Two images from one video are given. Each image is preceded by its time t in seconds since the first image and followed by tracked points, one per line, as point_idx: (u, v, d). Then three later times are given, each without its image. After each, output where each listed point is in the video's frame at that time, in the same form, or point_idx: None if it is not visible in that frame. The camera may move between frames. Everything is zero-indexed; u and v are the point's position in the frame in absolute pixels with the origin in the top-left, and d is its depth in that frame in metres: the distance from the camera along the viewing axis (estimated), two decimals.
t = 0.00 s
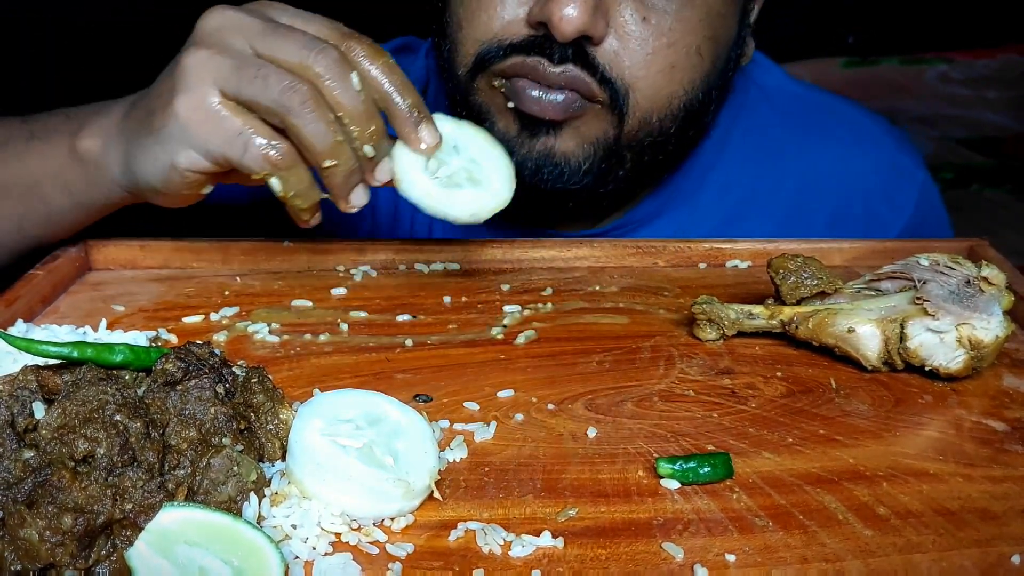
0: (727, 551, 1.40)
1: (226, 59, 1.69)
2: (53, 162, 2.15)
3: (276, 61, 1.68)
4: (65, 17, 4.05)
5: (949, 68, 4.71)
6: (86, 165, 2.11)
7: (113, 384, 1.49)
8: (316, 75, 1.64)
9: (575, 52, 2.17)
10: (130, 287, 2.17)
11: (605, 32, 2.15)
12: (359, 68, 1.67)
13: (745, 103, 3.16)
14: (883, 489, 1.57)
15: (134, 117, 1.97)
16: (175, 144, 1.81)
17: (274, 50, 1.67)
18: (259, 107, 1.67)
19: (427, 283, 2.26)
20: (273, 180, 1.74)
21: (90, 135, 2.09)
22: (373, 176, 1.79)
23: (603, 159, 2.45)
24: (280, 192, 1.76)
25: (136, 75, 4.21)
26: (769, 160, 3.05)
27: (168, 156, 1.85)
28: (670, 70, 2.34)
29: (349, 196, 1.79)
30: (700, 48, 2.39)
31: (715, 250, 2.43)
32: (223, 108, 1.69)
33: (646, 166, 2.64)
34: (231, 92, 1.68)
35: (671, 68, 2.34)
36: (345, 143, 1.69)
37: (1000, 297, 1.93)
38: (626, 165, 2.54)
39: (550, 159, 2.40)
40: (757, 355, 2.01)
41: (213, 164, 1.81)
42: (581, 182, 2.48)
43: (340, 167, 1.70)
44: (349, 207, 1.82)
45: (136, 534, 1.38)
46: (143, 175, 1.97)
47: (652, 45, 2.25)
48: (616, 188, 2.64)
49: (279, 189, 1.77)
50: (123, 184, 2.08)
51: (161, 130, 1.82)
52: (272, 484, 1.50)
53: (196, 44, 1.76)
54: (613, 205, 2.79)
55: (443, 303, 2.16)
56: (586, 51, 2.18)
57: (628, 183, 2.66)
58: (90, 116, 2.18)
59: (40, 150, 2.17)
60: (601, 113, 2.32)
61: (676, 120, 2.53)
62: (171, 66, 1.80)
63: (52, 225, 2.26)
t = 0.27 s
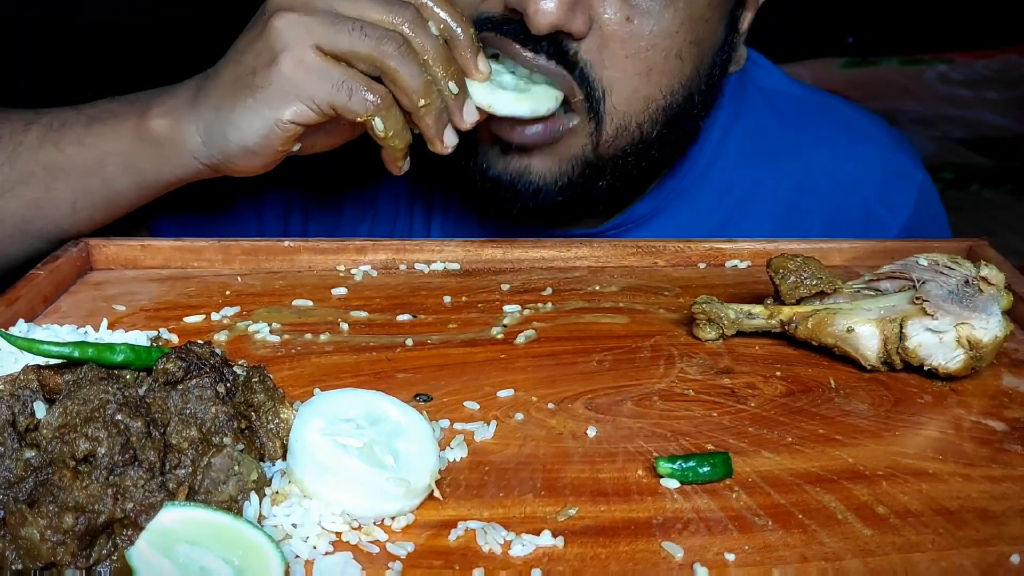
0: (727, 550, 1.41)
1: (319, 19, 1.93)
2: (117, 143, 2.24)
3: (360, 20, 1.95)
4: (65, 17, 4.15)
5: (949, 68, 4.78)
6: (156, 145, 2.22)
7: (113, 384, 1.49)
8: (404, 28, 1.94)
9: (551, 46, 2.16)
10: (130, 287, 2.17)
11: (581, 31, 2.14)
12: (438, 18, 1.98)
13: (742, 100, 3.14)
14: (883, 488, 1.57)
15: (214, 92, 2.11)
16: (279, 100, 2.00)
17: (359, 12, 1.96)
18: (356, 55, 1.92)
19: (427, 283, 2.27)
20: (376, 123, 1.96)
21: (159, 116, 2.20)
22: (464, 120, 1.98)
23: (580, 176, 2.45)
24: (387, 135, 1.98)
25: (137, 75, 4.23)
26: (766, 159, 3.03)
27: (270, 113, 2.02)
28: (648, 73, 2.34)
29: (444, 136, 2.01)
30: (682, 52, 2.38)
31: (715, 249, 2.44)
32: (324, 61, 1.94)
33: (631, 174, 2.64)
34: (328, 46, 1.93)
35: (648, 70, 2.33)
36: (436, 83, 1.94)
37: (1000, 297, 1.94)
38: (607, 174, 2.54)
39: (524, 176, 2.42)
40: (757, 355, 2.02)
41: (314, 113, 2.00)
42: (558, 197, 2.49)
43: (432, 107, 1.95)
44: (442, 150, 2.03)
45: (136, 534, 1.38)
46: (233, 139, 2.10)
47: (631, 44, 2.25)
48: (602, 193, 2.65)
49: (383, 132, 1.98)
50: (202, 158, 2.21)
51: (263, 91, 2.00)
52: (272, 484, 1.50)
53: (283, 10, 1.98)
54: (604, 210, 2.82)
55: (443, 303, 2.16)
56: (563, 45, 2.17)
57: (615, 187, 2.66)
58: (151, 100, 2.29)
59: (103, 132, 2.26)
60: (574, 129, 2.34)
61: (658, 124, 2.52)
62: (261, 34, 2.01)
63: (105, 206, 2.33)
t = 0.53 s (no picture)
0: (727, 550, 1.41)
1: (287, 44, 1.87)
2: (101, 158, 2.23)
3: (332, 41, 1.88)
4: (65, 17, 4.17)
5: (949, 67, 4.83)
6: (139, 162, 2.20)
7: (113, 384, 1.49)
8: (376, 50, 1.87)
9: (548, 34, 2.17)
10: (130, 287, 2.17)
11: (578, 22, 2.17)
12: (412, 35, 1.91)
13: (741, 100, 3.14)
14: (883, 488, 1.57)
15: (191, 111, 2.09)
16: (251, 131, 1.99)
17: (330, 31, 1.88)
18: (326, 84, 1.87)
19: (426, 283, 2.27)
20: (352, 149, 1.93)
21: (140, 133, 2.19)
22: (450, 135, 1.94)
23: (574, 150, 2.39)
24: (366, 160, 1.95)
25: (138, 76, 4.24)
26: (765, 158, 3.03)
27: (242, 144, 2.02)
28: (647, 62, 2.34)
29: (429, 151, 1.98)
30: (677, 44, 2.39)
31: (715, 250, 2.44)
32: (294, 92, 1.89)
33: (625, 160, 2.59)
34: (297, 74, 1.87)
35: (646, 59, 2.33)
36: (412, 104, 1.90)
37: (1000, 296, 1.94)
38: (600, 155, 2.48)
39: (516, 140, 2.36)
40: (756, 355, 2.02)
41: (286, 143, 1.98)
42: (550, 168, 2.43)
43: (412, 127, 1.91)
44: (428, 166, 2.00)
45: (136, 534, 1.38)
46: (215, 165, 2.11)
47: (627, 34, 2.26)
48: (595, 177, 2.59)
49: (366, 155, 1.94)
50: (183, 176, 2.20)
51: (235, 122, 1.99)
52: (272, 484, 1.50)
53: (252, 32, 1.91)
54: (599, 191, 2.75)
55: (443, 303, 2.16)
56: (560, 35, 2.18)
57: (608, 173, 2.61)
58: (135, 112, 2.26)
59: (88, 148, 2.24)
60: (573, 99, 2.29)
61: (653, 112, 2.49)
62: (231, 59, 1.96)
63: (95, 217, 2.33)
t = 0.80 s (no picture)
0: (727, 550, 1.41)
1: (335, 59, 1.88)
2: (125, 159, 2.22)
3: (375, 53, 1.89)
4: (65, 18, 4.18)
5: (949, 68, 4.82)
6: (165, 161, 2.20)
7: (113, 384, 1.49)
8: (423, 62, 1.90)
9: (530, 27, 2.13)
10: (130, 287, 2.17)
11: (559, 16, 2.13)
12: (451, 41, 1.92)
13: (742, 99, 3.13)
14: (883, 488, 1.57)
15: (223, 110, 2.08)
16: (303, 144, 2.02)
17: (372, 44, 1.88)
18: (378, 99, 1.91)
19: (426, 283, 2.27)
20: (404, 155, 2.00)
21: (167, 134, 2.18)
22: (495, 130, 1.98)
23: (556, 168, 2.42)
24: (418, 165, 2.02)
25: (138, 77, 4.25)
26: (765, 157, 3.03)
27: (293, 156, 2.06)
28: (626, 62, 2.30)
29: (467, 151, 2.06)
30: (661, 41, 2.35)
31: (715, 249, 2.43)
32: (347, 106, 1.93)
33: (610, 166, 2.60)
34: (347, 89, 1.90)
35: (626, 57, 2.29)
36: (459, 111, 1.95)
37: (1000, 296, 1.94)
38: (585, 166, 2.51)
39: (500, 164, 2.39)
40: (757, 355, 2.02)
41: (337, 154, 2.03)
42: (533, 187, 2.45)
43: (458, 132, 1.97)
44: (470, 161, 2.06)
45: (136, 534, 1.38)
46: (257, 171, 2.12)
47: (608, 31, 2.22)
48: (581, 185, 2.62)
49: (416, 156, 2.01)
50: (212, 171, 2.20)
51: (286, 136, 2.02)
52: (272, 484, 1.50)
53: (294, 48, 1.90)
54: (592, 194, 2.77)
55: (443, 303, 2.16)
56: (540, 28, 2.14)
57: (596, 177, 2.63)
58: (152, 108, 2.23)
59: (109, 149, 2.23)
60: (550, 120, 2.30)
61: (638, 116, 2.48)
62: (275, 75, 1.96)
63: (119, 214, 2.34)
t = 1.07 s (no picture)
0: (727, 550, 1.41)
1: (293, 74, 1.81)
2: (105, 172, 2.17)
3: (339, 62, 1.82)
4: (64, 17, 4.18)
5: (949, 67, 4.83)
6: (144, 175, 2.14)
7: (113, 384, 1.49)
8: (386, 70, 1.83)
9: (546, 30, 2.17)
10: (130, 287, 2.17)
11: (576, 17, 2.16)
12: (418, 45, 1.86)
13: (744, 99, 3.14)
14: (883, 488, 1.57)
15: (194, 126, 2.02)
16: (263, 161, 1.95)
17: (334, 53, 1.81)
18: (340, 109, 1.85)
19: (426, 283, 2.27)
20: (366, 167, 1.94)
21: (143, 148, 2.11)
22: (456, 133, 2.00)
23: (575, 149, 2.40)
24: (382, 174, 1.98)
25: (138, 77, 4.25)
26: (766, 157, 3.03)
27: (255, 172, 1.99)
28: (646, 55, 2.33)
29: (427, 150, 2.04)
30: (676, 37, 2.39)
31: (715, 249, 2.43)
32: (308, 121, 1.86)
33: (624, 157, 2.59)
34: (307, 103, 1.84)
35: (644, 52, 2.32)
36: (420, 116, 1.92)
37: (1000, 296, 1.94)
38: (600, 153, 2.48)
39: (516, 134, 2.34)
40: (756, 355, 2.02)
41: (299, 171, 1.96)
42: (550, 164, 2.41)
43: (419, 137, 1.95)
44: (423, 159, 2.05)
45: (136, 534, 1.38)
46: (226, 189, 2.07)
47: (624, 28, 2.25)
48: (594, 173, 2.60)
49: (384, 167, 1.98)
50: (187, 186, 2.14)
51: (246, 153, 1.95)
52: (272, 484, 1.50)
53: (251, 61, 1.82)
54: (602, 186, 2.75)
55: (443, 303, 2.16)
56: (557, 30, 2.17)
57: (609, 169, 2.61)
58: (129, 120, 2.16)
59: (90, 161, 2.17)
60: (568, 97, 2.28)
61: (655, 107, 2.49)
62: (233, 93, 1.88)
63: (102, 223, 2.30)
